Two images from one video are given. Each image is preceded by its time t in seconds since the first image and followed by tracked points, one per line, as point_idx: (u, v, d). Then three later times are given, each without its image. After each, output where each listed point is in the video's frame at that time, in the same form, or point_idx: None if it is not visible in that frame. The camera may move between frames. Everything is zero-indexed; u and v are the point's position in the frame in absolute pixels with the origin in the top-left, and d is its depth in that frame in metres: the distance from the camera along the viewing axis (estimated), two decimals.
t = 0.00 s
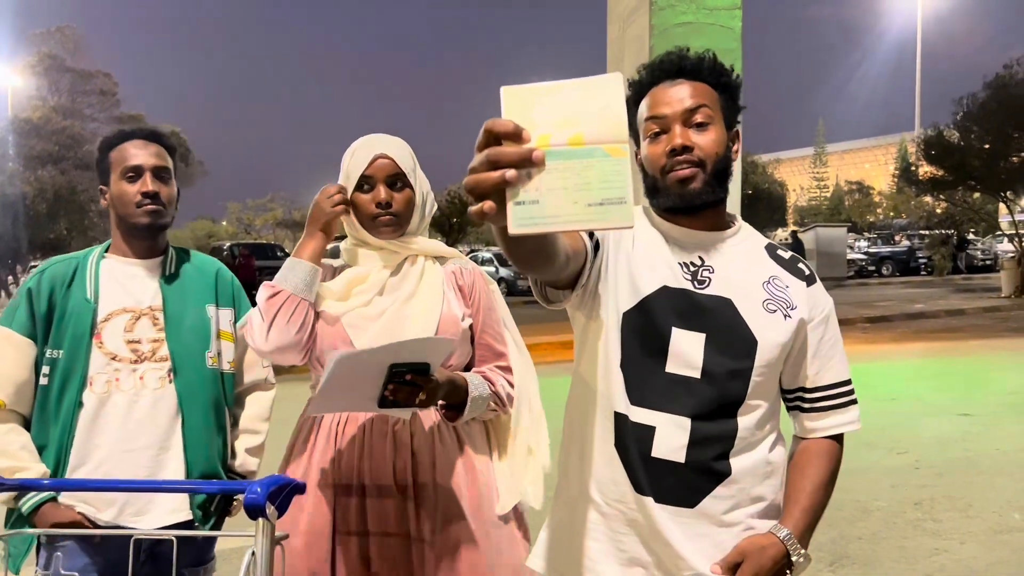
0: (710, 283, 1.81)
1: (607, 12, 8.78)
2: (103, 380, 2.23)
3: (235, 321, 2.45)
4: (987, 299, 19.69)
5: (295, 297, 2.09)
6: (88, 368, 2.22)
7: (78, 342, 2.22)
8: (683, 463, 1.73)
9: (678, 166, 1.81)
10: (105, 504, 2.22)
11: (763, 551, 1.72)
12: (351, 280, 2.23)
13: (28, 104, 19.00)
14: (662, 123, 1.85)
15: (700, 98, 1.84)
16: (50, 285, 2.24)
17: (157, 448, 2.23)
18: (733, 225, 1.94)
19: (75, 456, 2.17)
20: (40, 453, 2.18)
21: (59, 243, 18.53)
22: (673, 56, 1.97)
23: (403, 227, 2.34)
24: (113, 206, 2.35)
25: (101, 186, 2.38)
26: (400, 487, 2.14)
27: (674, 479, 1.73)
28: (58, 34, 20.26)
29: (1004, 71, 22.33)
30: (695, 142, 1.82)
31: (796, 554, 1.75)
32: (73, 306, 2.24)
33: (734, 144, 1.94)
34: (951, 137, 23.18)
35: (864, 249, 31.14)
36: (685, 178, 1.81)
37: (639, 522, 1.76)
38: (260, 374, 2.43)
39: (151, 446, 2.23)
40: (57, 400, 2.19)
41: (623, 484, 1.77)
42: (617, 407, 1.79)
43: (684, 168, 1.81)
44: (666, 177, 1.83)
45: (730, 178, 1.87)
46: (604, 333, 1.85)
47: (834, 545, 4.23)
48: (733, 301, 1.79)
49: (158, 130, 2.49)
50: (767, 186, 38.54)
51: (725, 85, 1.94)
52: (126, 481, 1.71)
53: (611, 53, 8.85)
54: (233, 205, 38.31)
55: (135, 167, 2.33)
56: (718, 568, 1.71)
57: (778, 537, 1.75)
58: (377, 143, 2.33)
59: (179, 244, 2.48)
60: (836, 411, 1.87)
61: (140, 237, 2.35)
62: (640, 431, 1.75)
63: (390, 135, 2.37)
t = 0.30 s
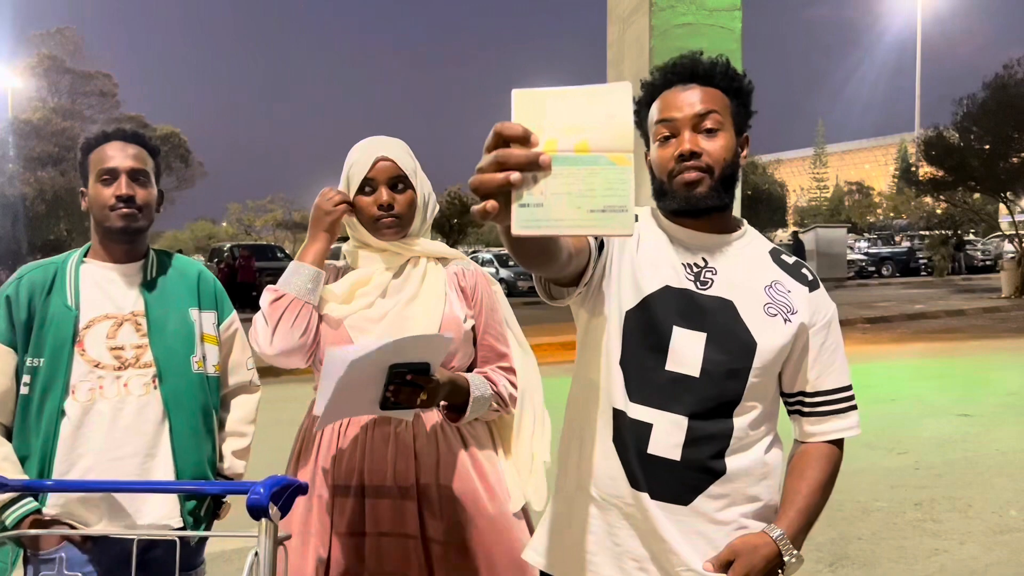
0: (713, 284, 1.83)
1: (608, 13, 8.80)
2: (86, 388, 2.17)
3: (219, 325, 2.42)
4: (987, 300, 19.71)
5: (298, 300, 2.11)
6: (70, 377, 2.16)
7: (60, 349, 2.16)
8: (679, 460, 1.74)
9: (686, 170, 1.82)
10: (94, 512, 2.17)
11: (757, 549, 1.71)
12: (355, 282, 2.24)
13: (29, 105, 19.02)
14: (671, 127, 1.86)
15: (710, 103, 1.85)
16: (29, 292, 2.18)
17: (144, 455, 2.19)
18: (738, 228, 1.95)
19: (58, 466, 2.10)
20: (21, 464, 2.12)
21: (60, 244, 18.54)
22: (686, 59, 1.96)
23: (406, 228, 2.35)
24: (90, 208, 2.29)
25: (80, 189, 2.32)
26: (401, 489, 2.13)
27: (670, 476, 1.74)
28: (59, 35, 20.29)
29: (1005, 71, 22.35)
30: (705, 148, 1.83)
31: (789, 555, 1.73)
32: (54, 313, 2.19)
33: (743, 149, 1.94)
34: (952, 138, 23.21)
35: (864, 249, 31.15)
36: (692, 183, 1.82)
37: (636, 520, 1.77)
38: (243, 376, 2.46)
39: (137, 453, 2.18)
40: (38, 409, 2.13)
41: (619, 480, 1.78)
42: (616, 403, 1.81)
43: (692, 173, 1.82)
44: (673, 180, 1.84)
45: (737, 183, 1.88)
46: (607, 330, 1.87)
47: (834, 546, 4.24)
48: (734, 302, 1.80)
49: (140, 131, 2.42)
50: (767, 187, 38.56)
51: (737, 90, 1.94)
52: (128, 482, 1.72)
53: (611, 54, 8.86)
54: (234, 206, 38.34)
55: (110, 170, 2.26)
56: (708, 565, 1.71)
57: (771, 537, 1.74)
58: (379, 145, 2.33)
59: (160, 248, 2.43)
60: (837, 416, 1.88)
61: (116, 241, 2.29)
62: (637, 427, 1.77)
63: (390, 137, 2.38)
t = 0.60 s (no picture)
0: (703, 288, 1.83)
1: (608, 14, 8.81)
2: (77, 396, 2.16)
3: (210, 328, 2.43)
4: (988, 300, 19.71)
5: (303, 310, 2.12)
6: (61, 384, 2.15)
7: (50, 356, 2.16)
8: (666, 458, 1.74)
9: (682, 184, 1.82)
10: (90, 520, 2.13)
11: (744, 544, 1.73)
12: (356, 282, 2.25)
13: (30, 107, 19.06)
14: (671, 135, 1.83)
15: (712, 114, 1.82)
16: (18, 297, 2.18)
17: (139, 462, 2.19)
18: (733, 230, 1.94)
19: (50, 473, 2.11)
20: (11, 471, 2.13)
21: (61, 245, 18.57)
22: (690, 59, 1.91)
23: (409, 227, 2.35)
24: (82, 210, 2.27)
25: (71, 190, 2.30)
26: (402, 490, 2.14)
27: (655, 473, 1.75)
28: (58, 37, 20.30)
29: (1006, 71, 22.33)
30: (702, 161, 1.81)
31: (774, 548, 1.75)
32: (44, 319, 2.18)
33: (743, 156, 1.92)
34: (952, 138, 23.21)
35: (865, 250, 31.14)
36: (688, 196, 1.82)
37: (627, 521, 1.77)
38: (235, 378, 2.47)
39: (131, 459, 2.18)
40: (28, 416, 2.13)
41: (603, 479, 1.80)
42: (603, 403, 1.82)
43: (688, 187, 1.81)
44: (670, 190, 1.84)
45: (733, 193, 1.87)
46: (596, 336, 1.87)
47: (835, 546, 4.25)
48: (723, 306, 1.81)
49: (135, 135, 2.42)
50: (768, 188, 38.57)
51: (741, 95, 1.89)
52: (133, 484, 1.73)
53: (611, 55, 8.87)
54: (234, 207, 38.34)
55: (105, 172, 2.25)
56: (696, 559, 1.72)
57: (758, 531, 1.75)
58: (386, 145, 2.33)
59: (150, 250, 2.42)
60: (826, 416, 1.87)
61: (107, 245, 2.27)
62: (623, 425, 1.78)
63: (392, 138, 2.38)
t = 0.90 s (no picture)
0: (654, 282, 1.75)
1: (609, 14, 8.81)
2: (81, 397, 2.17)
3: (211, 325, 2.43)
4: (989, 301, 19.70)
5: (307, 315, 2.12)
6: (64, 386, 2.15)
7: (52, 357, 2.15)
8: (637, 449, 1.71)
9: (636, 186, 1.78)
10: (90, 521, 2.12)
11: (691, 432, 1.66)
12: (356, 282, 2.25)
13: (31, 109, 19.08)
14: (625, 139, 1.79)
15: (663, 118, 1.77)
16: (17, 297, 2.15)
17: (142, 462, 2.20)
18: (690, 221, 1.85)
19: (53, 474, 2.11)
20: (11, 470, 2.12)
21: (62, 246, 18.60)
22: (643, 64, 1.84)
23: (412, 224, 2.35)
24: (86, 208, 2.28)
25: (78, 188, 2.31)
26: (406, 491, 2.14)
27: (624, 465, 1.72)
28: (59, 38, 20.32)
29: (1007, 72, 22.30)
30: (654, 164, 1.77)
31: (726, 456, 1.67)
32: (46, 319, 2.17)
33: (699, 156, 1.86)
34: (953, 138, 23.18)
35: (866, 250, 31.13)
36: (641, 198, 1.78)
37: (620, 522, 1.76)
38: (235, 376, 2.48)
39: (134, 460, 2.18)
40: (29, 416, 2.12)
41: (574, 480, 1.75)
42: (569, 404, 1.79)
43: (641, 190, 1.78)
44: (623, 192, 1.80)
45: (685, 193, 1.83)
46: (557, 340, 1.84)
47: (837, 546, 4.24)
48: (675, 298, 1.73)
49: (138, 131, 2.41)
50: (768, 188, 38.57)
51: (691, 100, 1.82)
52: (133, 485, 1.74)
53: (611, 55, 8.87)
54: (235, 208, 38.36)
55: (111, 172, 2.26)
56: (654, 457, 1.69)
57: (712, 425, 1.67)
58: (390, 145, 2.35)
59: (150, 248, 2.41)
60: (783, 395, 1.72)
61: (111, 244, 2.27)
62: (590, 421, 1.75)
63: (405, 141, 2.40)
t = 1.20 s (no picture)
0: (604, 281, 1.85)
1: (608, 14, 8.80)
2: (88, 401, 2.16)
3: (220, 332, 2.42)
4: (990, 301, 19.67)
5: (304, 337, 2.12)
6: (73, 388, 2.15)
7: (62, 360, 2.14)
8: (615, 444, 1.80)
9: (581, 200, 1.84)
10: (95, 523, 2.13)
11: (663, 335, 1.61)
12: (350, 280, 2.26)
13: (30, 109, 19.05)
14: (564, 156, 1.83)
15: (600, 131, 1.82)
16: (31, 300, 2.15)
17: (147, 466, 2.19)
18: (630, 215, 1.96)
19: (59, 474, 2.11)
20: (19, 471, 2.12)
21: (62, 247, 18.57)
22: (572, 77, 1.90)
23: (407, 223, 2.35)
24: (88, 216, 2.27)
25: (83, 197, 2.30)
26: (404, 492, 2.14)
27: (604, 464, 1.80)
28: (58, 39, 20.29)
29: (1007, 71, 22.27)
30: (597, 176, 1.83)
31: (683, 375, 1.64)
32: (57, 323, 2.17)
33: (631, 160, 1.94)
34: (953, 138, 23.14)
35: (866, 251, 31.11)
36: (586, 212, 1.85)
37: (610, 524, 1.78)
38: (243, 382, 2.46)
39: (140, 464, 2.18)
40: (39, 417, 2.12)
41: (558, 483, 1.82)
42: (546, 413, 1.84)
43: (586, 204, 1.84)
44: (569, 206, 1.86)
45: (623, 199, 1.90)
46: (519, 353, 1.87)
47: (837, 546, 4.24)
48: (626, 290, 1.83)
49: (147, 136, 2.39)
50: (768, 188, 38.53)
51: (619, 106, 1.89)
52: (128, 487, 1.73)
53: (610, 55, 8.87)
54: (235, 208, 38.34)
55: (110, 179, 2.23)
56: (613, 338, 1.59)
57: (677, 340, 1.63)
58: (389, 144, 2.35)
59: (163, 253, 2.42)
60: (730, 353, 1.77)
61: (114, 251, 2.26)
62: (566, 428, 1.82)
63: (409, 141, 2.40)
